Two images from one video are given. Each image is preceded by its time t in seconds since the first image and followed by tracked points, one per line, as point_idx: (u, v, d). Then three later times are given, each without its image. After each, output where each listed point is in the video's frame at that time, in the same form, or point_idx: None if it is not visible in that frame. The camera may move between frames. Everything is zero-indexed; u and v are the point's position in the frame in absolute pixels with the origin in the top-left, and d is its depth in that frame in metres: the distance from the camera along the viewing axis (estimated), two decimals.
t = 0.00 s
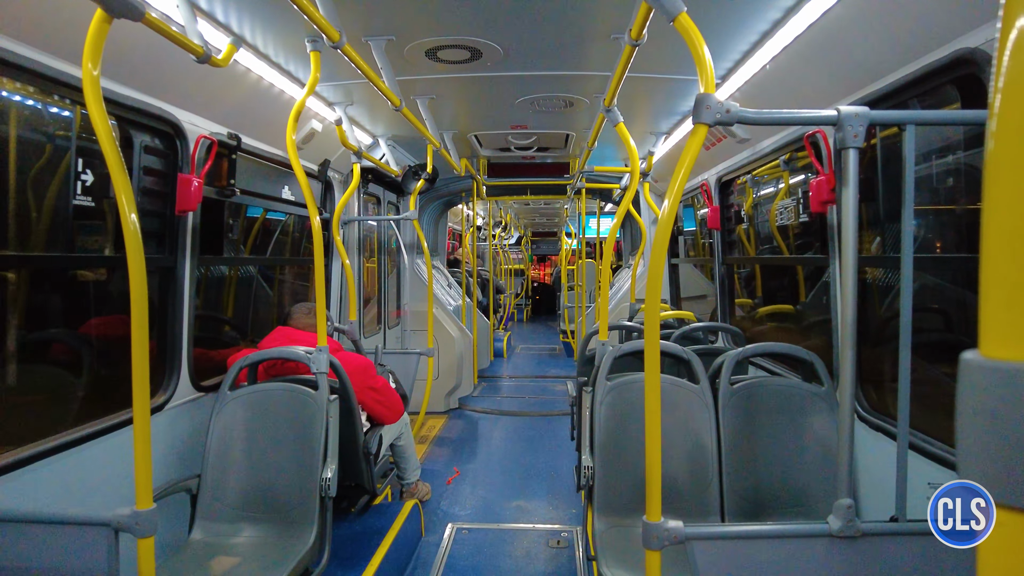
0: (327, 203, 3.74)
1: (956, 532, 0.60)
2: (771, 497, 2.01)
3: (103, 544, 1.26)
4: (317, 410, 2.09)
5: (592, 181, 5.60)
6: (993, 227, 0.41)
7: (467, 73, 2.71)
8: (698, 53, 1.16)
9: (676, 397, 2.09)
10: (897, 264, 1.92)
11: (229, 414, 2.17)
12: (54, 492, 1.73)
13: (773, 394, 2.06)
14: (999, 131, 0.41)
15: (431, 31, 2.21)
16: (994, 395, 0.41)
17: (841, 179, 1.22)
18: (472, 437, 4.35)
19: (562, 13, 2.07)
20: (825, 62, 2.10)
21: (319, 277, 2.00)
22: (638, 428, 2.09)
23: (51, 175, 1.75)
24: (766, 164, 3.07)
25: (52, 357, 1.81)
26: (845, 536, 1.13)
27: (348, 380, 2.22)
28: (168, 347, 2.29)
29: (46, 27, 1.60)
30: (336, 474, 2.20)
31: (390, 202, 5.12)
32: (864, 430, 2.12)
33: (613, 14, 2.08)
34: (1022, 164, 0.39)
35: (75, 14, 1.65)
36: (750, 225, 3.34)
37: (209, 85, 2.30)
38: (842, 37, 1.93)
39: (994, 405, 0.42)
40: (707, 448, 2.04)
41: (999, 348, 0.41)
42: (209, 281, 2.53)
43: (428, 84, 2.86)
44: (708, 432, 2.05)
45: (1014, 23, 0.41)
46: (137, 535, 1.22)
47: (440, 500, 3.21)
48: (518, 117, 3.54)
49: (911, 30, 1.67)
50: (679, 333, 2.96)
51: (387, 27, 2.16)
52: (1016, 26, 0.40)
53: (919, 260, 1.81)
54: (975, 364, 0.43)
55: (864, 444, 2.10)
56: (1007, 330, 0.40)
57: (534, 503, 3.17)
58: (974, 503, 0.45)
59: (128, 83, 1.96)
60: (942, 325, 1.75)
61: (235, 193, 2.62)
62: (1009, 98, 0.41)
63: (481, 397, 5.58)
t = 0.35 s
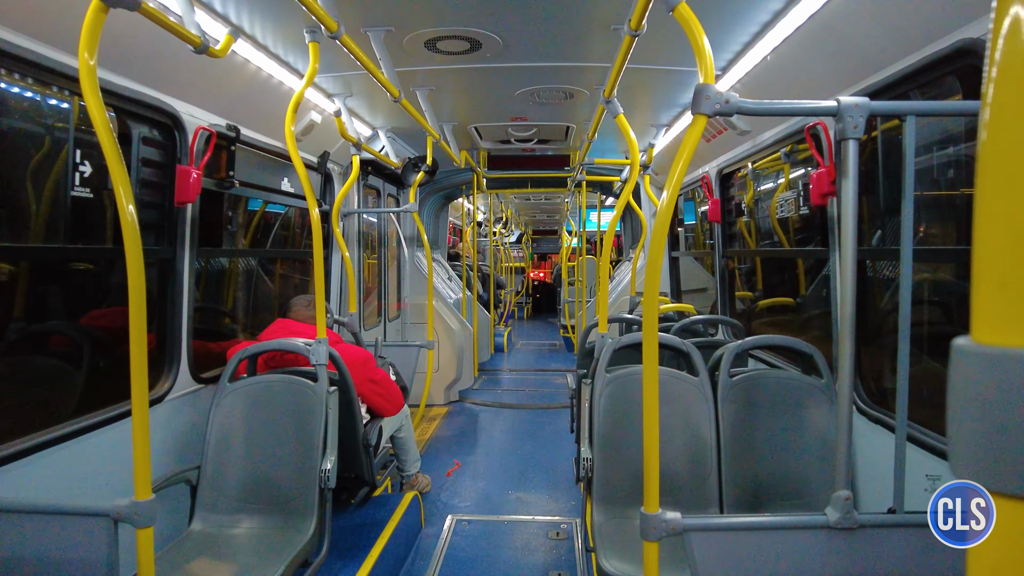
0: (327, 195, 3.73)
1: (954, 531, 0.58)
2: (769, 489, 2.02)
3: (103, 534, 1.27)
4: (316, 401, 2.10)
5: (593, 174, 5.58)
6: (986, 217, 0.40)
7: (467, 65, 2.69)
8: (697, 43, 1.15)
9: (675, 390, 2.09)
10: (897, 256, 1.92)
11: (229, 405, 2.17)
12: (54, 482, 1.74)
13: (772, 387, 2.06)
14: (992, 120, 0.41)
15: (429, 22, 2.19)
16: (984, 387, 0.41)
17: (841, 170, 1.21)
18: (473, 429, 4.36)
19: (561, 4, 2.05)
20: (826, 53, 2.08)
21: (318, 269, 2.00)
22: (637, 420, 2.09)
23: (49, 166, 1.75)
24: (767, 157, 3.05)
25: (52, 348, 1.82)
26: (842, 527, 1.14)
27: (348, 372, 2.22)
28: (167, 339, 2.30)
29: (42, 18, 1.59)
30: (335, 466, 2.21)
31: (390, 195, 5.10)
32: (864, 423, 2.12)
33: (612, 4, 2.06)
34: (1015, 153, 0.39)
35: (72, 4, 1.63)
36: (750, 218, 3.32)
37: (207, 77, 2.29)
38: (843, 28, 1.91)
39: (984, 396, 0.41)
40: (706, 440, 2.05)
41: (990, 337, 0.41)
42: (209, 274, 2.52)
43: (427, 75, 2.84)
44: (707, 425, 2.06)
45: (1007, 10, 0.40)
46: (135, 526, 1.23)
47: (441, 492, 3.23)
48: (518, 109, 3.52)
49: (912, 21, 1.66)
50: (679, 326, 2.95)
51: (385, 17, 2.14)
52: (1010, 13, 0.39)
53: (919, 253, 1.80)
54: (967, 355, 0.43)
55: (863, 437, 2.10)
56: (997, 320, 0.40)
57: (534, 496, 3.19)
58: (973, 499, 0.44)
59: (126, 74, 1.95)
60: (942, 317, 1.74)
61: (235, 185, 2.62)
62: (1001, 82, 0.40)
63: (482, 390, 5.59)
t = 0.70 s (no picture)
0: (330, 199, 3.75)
1: (955, 532, 0.63)
2: (772, 493, 2.02)
3: (108, 537, 1.28)
4: (320, 404, 2.11)
5: (595, 177, 5.59)
6: (989, 224, 0.41)
7: (470, 69, 2.71)
8: (700, 50, 1.16)
9: (678, 393, 2.09)
10: (899, 261, 1.92)
11: (233, 408, 2.18)
12: (58, 485, 1.75)
13: (774, 391, 2.06)
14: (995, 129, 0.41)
15: (433, 27, 2.21)
16: (985, 392, 0.42)
17: (843, 176, 1.22)
18: (475, 432, 4.36)
19: (564, 9, 2.06)
20: (827, 59, 2.09)
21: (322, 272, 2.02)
22: (639, 424, 2.10)
23: (55, 170, 1.76)
24: (769, 161, 3.06)
25: (57, 351, 1.83)
26: (846, 532, 1.14)
27: (351, 376, 2.23)
28: (171, 341, 2.31)
29: (49, 23, 1.61)
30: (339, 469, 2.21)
31: (393, 198, 5.12)
32: (866, 427, 2.12)
33: (615, 10, 2.08)
34: (1015, 163, 0.40)
35: (78, 9, 1.65)
36: (752, 222, 3.33)
37: (212, 81, 2.30)
38: (845, 34, 1.93)
39: (985, 401, 0.42)
40: (708, 444, 2.04)
41: (993, 343, 0.41)
42: (212, 277, 2.54)
43: (431, 79, 2.85)
44: (709, 429, 2.05)
45: (1010, 22, 0.41)
46: (142, 528, 1.24)
47: (443, 495, 3.23)
48: (520, 113, 3.54)
49: (914, 27, 1.66)
50: (682, 329, 2.96)
51: (389, 22, 2.15)
52: (1012, 25, 0.40)
53: (921, 257, 1.81)
54: (970, 360, 0.43)
55: (866, 442, 2.10)
56: (998, 326, 0.41)
57: (536, 499, 3.18)
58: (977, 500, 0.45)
59: (132, 79, 1.96)
60: (944, 322, 1.74)
61: (239, 188, 2.64)
62: (1004, 93, 0.41)
63: (483, 393, 5.59)
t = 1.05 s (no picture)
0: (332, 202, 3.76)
1: (959, 532, 0.74)
2: (776, 496, 2.01)
3: (111, 540, 1.27)
4: (322, 407, 2.10)
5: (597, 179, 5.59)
6: (1004, 222, 0.41)
7: (472, 72, 2.71)
8: (704, 51, 1.16)
9: (681, 395, 2.08)
10: (902, 262, 1.92)
11: (235, 411, 2.18)
12: (61, 489, 1.75)
13: (777, 392, 2.05)
14: (1011, 125, 0.41)
15: (436, 30, 2.21)
16: (1003, 391, 0.41)
17: (847, 177, 1.21)
18: (476, 435, 4.35)
19: (566, 11, 2.06)
20: (830, 60, 2.09)
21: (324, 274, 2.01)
22: (643, 426, 2.09)
23: (58, 173, 1.76)
24: (771, 163, 3.06)
25: (58, 354, 1.82)
26: (851, 534, 1.13)
27: (353, 379, 2.23)
28: (173, 344, 2.31)
29: (52, 27, 1.61)
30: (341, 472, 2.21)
31: (394, 201, 5.13)
32: (870, 429, 2.11)
33: (617, 13, 2.08)
34: None
35: (82, 12, 1.65)
36: (754, 223, 3.33)
37: (214, 84, 2.31)
38: (848, 36, 1.93)
39: (1001, 399, 0.42)
40: (712, 446, 2.03)
41: (1009, 342, 0.41)
42: (214, 280, 2.54)
43: (432, 82, 2.86)
44: (713, 431, 2.05)
45: None
46: (144, 531, 1.23)
47: (445, 497, 3.22)
48: (522, 115, 3.54)
49: (917, 28, 1.66)
50: (684, 331, 2.95)
51: (392, 25, 2.16)
52: None
53: (925, 258, 1.81)
54: (987, 360, 0.43)
55: (870, 443, 2.09)
56: (1014, 325, 0.41)
57: (538, 502, 3.18)
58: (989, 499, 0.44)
59: (134, 82, 1.96)
60: (947, 323, 1.74)
61: (240, 191, 2.64)
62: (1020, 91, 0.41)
63: (485, 395, 5.58)
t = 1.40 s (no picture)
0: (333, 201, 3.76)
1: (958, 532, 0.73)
2: (776, 495, 2.01)
3: (112, 540, 1.27)
4: (322, 407, 2.10)
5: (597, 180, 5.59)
6: (1002, 223, 0.41)
7: (473, 72, 2.71)
8: (704, 51, 1.16)
9: (681, 395, 2.08)
10: (903, 262, 1.92)
11: (235, 410, 2.18)
12: (61, 488, 1.75)
13: (778, 392, 2.05)
14: (1009, 126, 0.41)
15: (436, 30, 2.21)
16: (999, 392, 0.42)
17: (847, 177, 1.21)
18: (476, 435, 4.35)
19: (567, 11, 2.06)
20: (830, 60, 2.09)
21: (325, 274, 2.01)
22: (643, 426, 2.09)
23: (59, 173, 1.76)
24: (771, 163, 3.06)
25: (60, 354, 1.83)
26: (850, 534, 1.13)
27: (353, 378, 2.22)
28: (174, 344, 2.31)
29: (52, 26, 1.61)
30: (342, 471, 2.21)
31: (394, 201, 5.13)
32: (870, 429, 2.11)
33: (617, 13, 2.09)
34: None
35: (82, 12, 1.66)
36: (754, 223, 3.33)
37: (215, 84, 2.31)
38: (848, 35, 1.93)
39: (998, 398, 0.42)
40: (712, 446, 2.04)
41: (1007, 342, 0.41)
42: (215, 280, 2.54)
43: (433, 81, 2.86)
44: (713, 431, 2.05)
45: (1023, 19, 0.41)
46: (145, 530, 1.23)
47: (445, 497, 3.23)
48: (523, 115, 3.54)
49: (917, 28, 1.66)
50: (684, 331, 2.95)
51: (392, 25, 2.16)
52: None
53: (925, 258, 1.80)
54: (985, 360, 0.43)
55: (870, 443, 2.09)
56: (1012, 325, 0.41)
57: (538, 501, 3.18)
58: (988, 499, 0.45)
59: (134, 82, 1.97)
60: (948, 323, 1.73)
61: (241, 191, 2.65)
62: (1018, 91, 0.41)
63: (485, 395, 5.58)
